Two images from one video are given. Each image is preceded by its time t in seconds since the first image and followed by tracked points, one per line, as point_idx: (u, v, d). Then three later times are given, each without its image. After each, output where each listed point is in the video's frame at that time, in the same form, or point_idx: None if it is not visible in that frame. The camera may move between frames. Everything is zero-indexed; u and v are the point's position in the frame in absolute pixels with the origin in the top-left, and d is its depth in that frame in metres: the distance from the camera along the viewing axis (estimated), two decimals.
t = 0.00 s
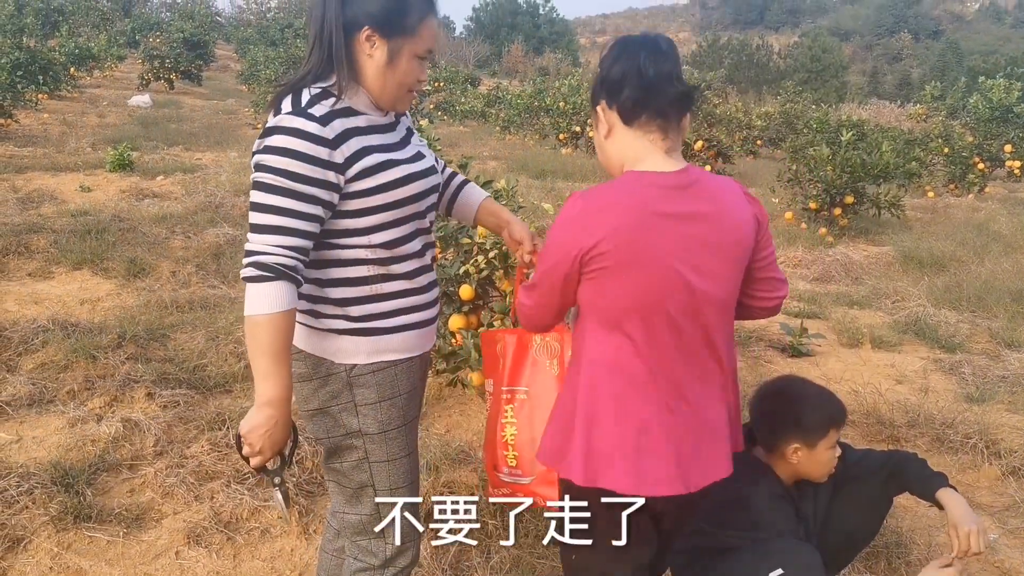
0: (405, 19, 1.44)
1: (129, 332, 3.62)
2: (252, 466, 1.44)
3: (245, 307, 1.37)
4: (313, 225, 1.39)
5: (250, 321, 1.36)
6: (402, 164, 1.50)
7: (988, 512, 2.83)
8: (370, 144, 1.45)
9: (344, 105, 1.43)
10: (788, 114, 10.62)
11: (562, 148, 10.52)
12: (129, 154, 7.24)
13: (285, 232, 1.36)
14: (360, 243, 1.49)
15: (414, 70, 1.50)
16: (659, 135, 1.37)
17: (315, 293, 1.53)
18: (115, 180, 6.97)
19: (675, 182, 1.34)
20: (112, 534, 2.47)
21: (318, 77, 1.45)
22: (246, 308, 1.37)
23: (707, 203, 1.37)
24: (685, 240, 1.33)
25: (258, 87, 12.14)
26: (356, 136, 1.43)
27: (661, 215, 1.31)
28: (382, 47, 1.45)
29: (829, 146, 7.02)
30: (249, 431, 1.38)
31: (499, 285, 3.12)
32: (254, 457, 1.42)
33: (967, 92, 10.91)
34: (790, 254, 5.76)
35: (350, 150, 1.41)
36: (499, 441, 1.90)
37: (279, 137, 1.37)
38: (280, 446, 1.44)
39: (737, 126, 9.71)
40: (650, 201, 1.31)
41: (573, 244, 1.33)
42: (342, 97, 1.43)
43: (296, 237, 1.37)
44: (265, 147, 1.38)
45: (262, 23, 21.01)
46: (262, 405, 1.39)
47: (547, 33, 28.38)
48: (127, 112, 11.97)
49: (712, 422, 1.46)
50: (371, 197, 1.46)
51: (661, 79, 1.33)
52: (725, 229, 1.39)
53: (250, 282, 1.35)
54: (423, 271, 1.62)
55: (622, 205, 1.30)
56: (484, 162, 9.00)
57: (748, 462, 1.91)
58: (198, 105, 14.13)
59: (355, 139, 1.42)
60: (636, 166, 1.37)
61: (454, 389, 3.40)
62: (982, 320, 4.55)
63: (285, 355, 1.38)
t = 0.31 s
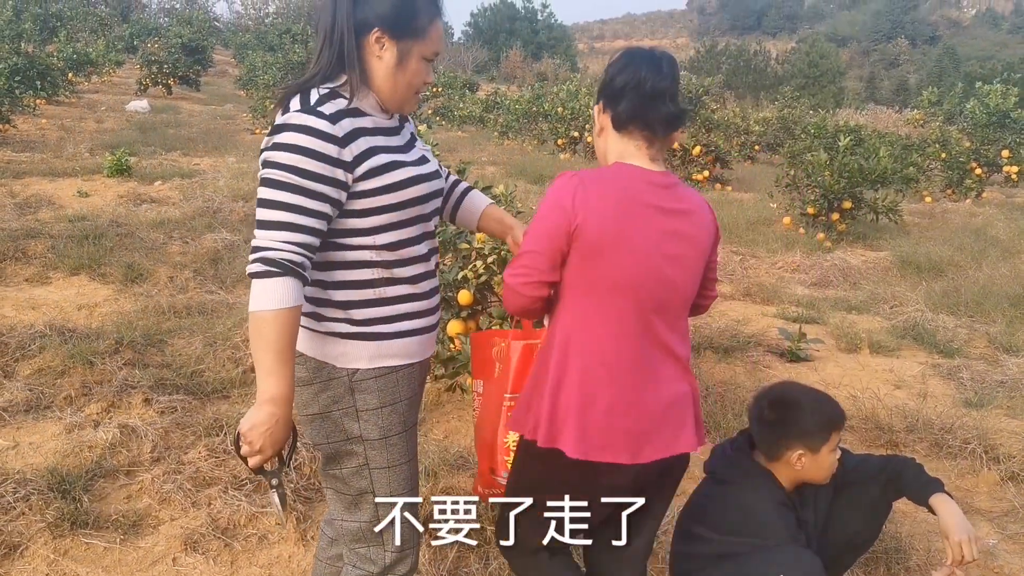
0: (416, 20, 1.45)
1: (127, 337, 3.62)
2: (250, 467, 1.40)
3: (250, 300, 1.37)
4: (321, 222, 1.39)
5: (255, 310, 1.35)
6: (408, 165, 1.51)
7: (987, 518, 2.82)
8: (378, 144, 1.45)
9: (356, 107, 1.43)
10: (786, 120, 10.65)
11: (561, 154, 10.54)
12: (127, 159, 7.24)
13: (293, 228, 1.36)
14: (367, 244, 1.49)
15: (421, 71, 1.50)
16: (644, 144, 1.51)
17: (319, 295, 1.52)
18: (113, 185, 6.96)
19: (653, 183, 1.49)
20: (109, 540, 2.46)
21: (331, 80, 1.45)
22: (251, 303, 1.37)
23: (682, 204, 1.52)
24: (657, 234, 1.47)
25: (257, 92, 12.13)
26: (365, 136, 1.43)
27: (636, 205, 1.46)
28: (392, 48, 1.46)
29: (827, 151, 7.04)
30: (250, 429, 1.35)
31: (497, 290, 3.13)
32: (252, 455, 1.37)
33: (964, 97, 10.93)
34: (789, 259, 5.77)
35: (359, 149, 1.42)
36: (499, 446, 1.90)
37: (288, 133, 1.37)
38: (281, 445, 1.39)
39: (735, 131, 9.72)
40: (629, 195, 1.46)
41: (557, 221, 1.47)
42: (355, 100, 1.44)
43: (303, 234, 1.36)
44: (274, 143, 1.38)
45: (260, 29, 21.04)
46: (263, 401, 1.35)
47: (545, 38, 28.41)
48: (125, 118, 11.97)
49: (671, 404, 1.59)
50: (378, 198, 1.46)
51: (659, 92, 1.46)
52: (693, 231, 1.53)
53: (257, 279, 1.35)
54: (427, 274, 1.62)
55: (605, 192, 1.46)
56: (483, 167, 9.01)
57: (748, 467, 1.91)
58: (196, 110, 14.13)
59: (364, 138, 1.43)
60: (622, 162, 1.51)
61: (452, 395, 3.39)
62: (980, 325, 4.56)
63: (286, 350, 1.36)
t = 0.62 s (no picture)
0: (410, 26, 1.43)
1: (119, 341, 3.60)
2: (269, 472, 1.41)
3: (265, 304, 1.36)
4: (331, 225, 1.38)
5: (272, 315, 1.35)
6: (413, 168, 1.51)
7: (981, 521, 2.82)
8: (385, 146, 1.45)
9: (359, 112, 1.43)
10: (780, 124, 10.69)
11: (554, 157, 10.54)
12: (120, 162, 7.21)
13: (305, 232, 1.35)
14: (375, 248, 1.48)
15: (415, 75, 1.48)
16: (616, 146, 1.55)
17: (323, 298, 1.51)
18: (105, 188, 6.94)
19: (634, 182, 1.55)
20: (100, 546, 2.44)
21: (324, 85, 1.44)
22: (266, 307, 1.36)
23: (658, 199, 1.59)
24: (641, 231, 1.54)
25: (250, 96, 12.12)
26: (373, 140, 1.43)
27: (624, 204, 1.52)
28: (380, 51, 1.45)
29: (820, 155, 7.05)
30: (270, 434, 1.35)
31: (492, 293, 3.13)
32: (272, 458, 1.38)
33: (957, 101, 10.96)
34: (783, 262, 5.77)
35: (369, 151, 1.41)
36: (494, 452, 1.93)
37: (300, 136, 1.36)
38: (299, 449, 1.40)
39: (729, 135, 9.74)
40: (615, 194, 1.51)
41: (556, 228, 1.49)
42: (350, 104, 1.43)
43: (315, 238, 1.36)
44: (285, 147, 1.37)
45: (254, 32, 21.01)
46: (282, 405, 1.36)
47: (539, 42, 28.42)
48: (118, 121, 11.94)
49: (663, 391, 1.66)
50: (387, 201, 1.46)
51: (629, 97, 1.49)
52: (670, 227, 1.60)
53: (273, 284, 1.34)
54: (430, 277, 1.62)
55: (595, 192, 1.50)
56: (477, 170, 9.01)
57: (744, 470, 1.91)
58: (190, 114, 14.10)
59: (373, 141, 1.43)
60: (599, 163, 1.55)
61: (447, 399, 3.38)
62: (973, 329, 4.57)
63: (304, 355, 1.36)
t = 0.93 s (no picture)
0: (423, 33, 1.44)
1: (109, 343, 3.58)
2: (290, 482, 1.43)
3: (291, 320, 1.33)
4: (358, 239, 1.37)
5: (299, 335, 1.33)
6: (426, 178, 1.52)
7: (972, 522, 2.83)
8: (405, 157, 1.45)
9: (378, 119, 1.43)
10: (771, 126, 10.73)
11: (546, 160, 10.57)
12: (109, 164, 7.18)
13: (338, 248, 1.34)
14: (391, 258, 1.48)
15: (424, 81, 1.48)
16: (570, 149, 1.66)
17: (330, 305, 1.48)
18: (95, 190, 6.91)
19: (581, 181, 1.66)
20: (91, 550, 2.43)
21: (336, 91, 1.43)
22: (291, 324, 1.33)
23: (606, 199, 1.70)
24: (589, 226, 1.65)
25: (241, 98, 12.09)
26: (396, 151, 1.43)
27: (571, 203, 1.63)
28: (388, 57, 1.45)
29: (811, 157, 7.07)
30: (296, 449, 1.37)
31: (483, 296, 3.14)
32: (295, 471, 1.40)
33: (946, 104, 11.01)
34: (774, 264, 5.79)
35: (393, 164, 1.41)
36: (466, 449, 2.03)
37: (330, 149, 1.34)
38: (321, 461, 1.42)
39: (720, 137, 9.76)
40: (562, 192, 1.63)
41: (508, 226, 1.61)
42: (364, 108, 1.42)
43: (345, 253, 1.35)
44: (315, 159, 1.34)
45: (244, 34, 20.95)
46: (305, 424, 1.36)
47: (530, 45, 28.41)
48: (108, 123, 11.89)
49: (619, 379, 1.75)
50: (406, 212, 1.46)
51: (586, 101, 1.61)
52: (617, 222, 1.72)
53: (305, 300, 1.32)
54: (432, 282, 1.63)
55: (543, 191, 1.62)
56: (469, 173, 9.00)
57: (737, 472, 1.91)
58: (180, 116, 14.06)
59: (395, 154, 1.43)
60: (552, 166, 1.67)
61: (438, 401, 3.37)
62: (964, 330, 4.58)
63: (330, 374, 1.35)
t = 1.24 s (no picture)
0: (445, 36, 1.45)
1: (102, 346, 3.57)
2: (349, 494, 1.48)
3: (342, 340, 1.35)
4: (396, 244, 1.39)
5: (356, 354, 1.35)
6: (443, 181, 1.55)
7: (966, 523, 2.83)
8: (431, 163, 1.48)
9: (401, 125, 1.44)
10: (765, 129, 10.76)
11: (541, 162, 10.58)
12: (103, 166, 7.16)
13: (384, 256, 1.35)
14: (413, 262, 1.50)
15: (440, 84, 1.49)
16: (505, 128, 1.81)
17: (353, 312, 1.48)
18: (88, 192, 6.88)
19: (517, 165, 1.77)
20: (83, 553, 2.42)
21: (357, 94, 1.43)
22: (344, 341, 1.35)
23: (549, 177, 1.82)
24: (527, 206, 1.76)
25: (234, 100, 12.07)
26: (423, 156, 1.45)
27: (515, 186, 1.76)
28: (403, 60, 1.45)
29: (805, 159, 7.08)
30: (358, 461, 1.41)
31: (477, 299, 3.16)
32: (357, 483, 1.45)
33: (939, 107, 11.05)
34: (768, 266, 5.79)
35: (424, 170, 1.44)
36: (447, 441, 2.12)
37: (375, 159, 1.34)
38: (380, 469, 1.47)
39: (714, 139, 9.77)
40: (500, 179, 1.75)
41: (460, 216, 1.73)
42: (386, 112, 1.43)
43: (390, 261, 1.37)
44: (359, 168, 1.33)
45: (238, 35, 20.90)
46: (365, 438, 1.40)
47: (525, 47, 28.40)
48: (101, 125, 11.86)
49: (582, 346, 1.84)
50: (432, 217, 1.49)
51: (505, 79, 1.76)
52: (559, 199, 1.82)
53: (357, 310, 1.33)
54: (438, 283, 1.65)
55: (482, 181, 1.74)
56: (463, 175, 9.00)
57: (731, 475, 1.90)
58: (174, 118, 14.01)
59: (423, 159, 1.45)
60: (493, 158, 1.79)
61: (433, 404, 3.37)
62: (957, 332, 4.59)
63: (383, 387, 1.39)
